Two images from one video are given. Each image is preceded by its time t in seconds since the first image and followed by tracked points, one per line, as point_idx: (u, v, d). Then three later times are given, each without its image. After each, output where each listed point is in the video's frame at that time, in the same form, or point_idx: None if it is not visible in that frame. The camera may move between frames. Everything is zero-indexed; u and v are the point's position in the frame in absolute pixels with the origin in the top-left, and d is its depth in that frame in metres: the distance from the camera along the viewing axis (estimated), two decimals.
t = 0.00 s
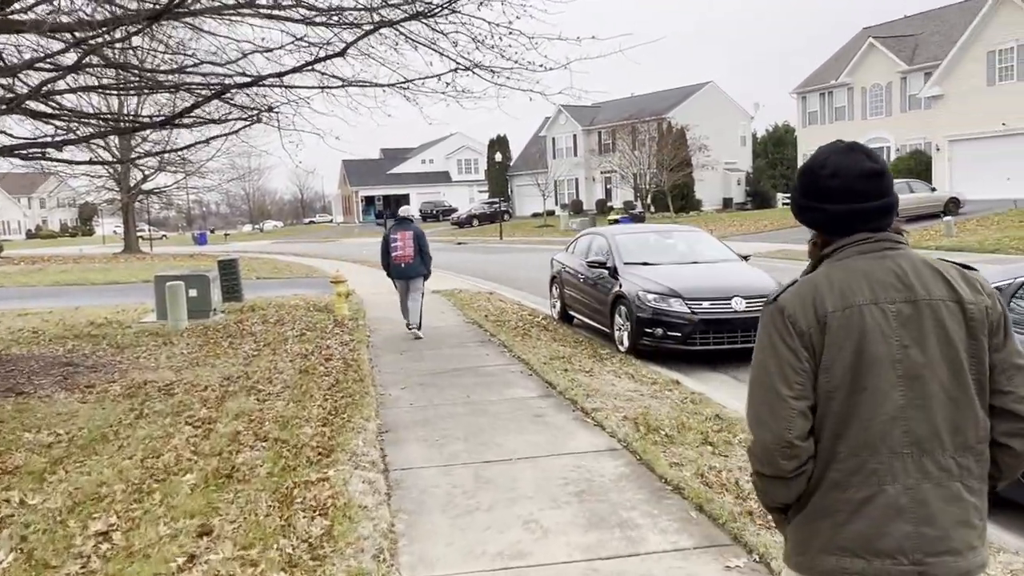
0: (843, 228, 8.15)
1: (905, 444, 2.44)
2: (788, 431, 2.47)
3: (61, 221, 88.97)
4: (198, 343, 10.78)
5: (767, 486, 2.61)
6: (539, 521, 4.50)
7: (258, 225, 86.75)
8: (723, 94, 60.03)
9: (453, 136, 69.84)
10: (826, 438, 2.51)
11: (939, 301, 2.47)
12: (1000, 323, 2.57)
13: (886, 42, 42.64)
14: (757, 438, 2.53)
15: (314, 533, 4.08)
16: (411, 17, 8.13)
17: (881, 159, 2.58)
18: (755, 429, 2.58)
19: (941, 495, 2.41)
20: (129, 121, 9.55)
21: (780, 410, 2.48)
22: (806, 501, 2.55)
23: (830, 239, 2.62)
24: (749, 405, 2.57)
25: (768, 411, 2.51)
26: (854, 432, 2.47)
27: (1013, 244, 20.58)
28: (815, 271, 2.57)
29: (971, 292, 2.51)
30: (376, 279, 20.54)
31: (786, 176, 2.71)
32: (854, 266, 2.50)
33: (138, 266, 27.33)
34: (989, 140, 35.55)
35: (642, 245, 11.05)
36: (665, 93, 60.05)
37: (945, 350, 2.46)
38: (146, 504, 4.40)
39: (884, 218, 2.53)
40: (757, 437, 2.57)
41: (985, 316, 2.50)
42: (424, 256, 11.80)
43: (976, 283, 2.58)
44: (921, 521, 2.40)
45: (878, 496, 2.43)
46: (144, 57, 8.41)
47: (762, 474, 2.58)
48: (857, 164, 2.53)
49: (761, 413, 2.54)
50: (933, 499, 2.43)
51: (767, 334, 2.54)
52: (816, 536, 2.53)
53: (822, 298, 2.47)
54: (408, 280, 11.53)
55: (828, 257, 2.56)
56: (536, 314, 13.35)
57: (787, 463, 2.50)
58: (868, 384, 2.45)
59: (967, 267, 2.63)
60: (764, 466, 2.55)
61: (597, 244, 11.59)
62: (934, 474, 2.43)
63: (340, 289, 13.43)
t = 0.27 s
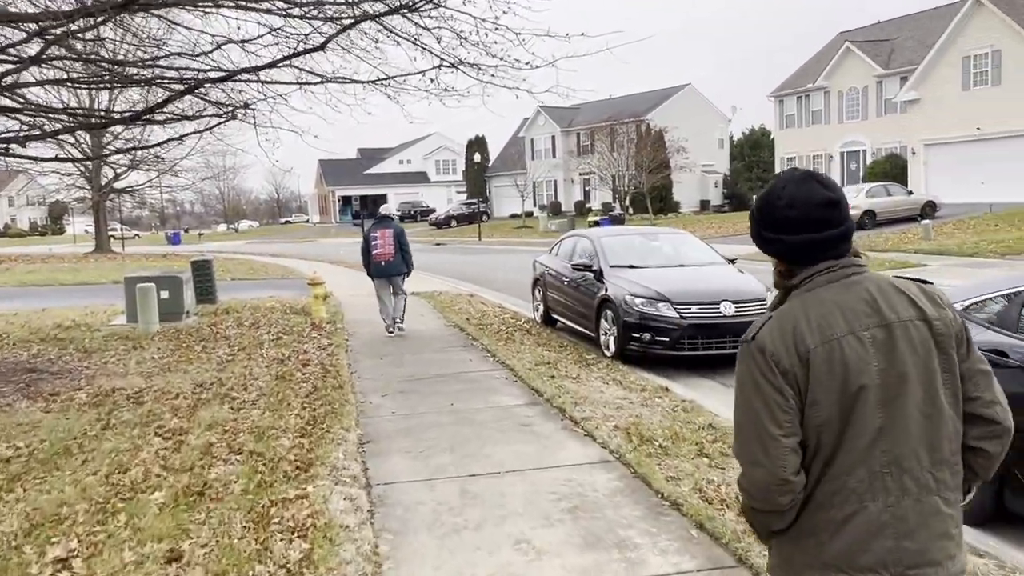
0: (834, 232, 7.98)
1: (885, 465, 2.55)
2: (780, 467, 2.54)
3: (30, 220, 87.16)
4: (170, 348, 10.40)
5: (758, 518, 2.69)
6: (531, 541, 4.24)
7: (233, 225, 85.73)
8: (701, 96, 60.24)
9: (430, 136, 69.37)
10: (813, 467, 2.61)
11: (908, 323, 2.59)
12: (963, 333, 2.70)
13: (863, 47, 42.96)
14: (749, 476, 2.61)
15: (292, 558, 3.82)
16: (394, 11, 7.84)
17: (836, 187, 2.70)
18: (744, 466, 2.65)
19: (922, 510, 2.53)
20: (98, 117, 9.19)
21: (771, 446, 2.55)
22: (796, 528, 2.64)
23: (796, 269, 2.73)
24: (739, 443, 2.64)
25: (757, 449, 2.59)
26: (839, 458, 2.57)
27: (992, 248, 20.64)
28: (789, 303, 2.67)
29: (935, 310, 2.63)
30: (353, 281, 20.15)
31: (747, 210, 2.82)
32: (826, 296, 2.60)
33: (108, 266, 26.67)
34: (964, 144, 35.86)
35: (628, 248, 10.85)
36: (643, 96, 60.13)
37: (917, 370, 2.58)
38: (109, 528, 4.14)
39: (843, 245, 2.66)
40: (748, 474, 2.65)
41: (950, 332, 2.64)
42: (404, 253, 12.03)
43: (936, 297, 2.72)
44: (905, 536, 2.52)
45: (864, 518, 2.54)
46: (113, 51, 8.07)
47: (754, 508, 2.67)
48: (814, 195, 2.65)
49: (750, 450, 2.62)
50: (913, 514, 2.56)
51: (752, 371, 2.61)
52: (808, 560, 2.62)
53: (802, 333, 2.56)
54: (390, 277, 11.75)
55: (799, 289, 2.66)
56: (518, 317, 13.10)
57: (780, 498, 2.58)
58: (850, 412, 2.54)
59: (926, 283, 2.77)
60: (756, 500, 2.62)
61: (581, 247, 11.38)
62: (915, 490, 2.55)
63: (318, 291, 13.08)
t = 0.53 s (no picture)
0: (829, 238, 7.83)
1: (853, 447, 2.68)
2: (758, 459, 2.64)
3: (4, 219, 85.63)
4: (145, 353, 10.08)
5: (739, 508, 2.79)
6: (526, 563, 4.03)
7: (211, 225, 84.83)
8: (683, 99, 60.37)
9: (412, 136, 68.94)
10: (787, 454, 2.72)
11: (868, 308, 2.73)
12: (917, 313, 2.86)
13: (844, 52, 43.15)
14: (729, 469, 2.70)
15: None
16: (380, 6, 7.59)
17: (790, 180, 2.81)
18: (723, 459, 2.75)
19: (890, 487, 2.67)
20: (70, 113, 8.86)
21: (748, 438, 2.65)
22: (775, 516, 2.75)
23: (759, 261, 2.85)
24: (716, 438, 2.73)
25: (734, 442, 2.68)
26: (812, 444, 2.69)
27: (975, 252, 20.67)
28: (755, 297, 2.77)
29: (891, 293, 2.78)
30: (335, 283, 19.81)
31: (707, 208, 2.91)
32: (792, 288, 2.71)
33: (82, 267, 26.10)
34: (944, 148, 36.06)
35: (616, 252, 10.66)
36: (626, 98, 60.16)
37: (879, 354, 2.72)
38: (73, 556, 3.90)
39: (799, 236, 2.78)
40: (728, 467, 2.74)
41: (905, 313, 2.79)
42: (389, 259, 11.88)
43: (888, 280, 2.87)
44: (877, 513, 2.66)
45: (838, 500, 2.66)
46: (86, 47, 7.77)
47: (734, 500, 2.76)
48: (771, 190, 2.76)
49: (728, 444, 2.71)
50: (882, 490, 2.71)
51: (725, 367, 2.70)
52: (789, 547, 2.73)
53: (772, 326, 2.66)
54: (374, 282, 11.63)
55: (765, 282, 2.76)
56: (503, 322, 12.87)
57: (760, 488, 2.68)
58: (821, 400, 2.66)
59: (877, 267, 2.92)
60: (736, 493, 2.72)
61: (568, 250, 11.20)
62: (884, 468, 2.69)
63: (298, 295, 12.75)
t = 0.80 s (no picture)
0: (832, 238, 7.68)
1: (864, 438, 2.71)
2: (775, 453, 2.64)
3: None
4: (128, 355, 9.80)
5: (753, 507, 2.76)
6: None
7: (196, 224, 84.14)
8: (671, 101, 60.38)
9: (399, 136, 68.65)
10: (801, 448, 2.72)
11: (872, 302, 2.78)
12: (916, 310, 2.92)
13: (831, 54, 43.24)
14: (744, 465, 2.68)
15: None
16: None
17: (790, 180, 2.87)
18: (736, 456, 2.72)
19: (900, 480, 2.71)
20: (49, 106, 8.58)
21: (764, 432, 2.64)
22: (789, 513, 2.73)
23: (763, 258, 2.87)
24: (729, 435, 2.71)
25: (749, 437, 2.67)
26: (826, 438, 2.70)
27: (965, 255, 20.62)
28: (763, 292, 2.78)
29: (892, 289, 2.84)
30: (321, 283, 19.56)
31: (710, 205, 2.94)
32: (802, 282, 2.73)
33: (64, 266, 25.66)
34: (930, 151, 36.14)
35: (611, 252, 10.49)
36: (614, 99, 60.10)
37: (885, 347, 2.75)
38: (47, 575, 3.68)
39: (802, 234, 2.83)
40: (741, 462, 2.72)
41: (906, 308, 2.85)
42: (380, 254, 12.03)
43: (886, 277, 2.93)
44: (889, 506, 2.68)
45: (853, 493, 2.67)
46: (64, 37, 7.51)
47: (748, 497, 2.74)
48: (775, 188, 2.80)
49: (744, 439, 2.69)
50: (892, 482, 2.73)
51: (738, 362, 2.70)
52: (804, 545, 2.71)
53: (783, 320, 2.68)
54: (365, 278, 11.75)
55: (772, 276, 2.78)
56: (495, 323, 12.67)
57: (776, 483, 2.66)
58: (833, 392, 2.68)
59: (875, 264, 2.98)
60: (751, 489, 2.70)
61: (562, 250, 11.02)
62: (892, 460, 2.72)
63: (285, 295, 12.49)
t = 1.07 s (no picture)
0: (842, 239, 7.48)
1: (888, 445, 2.67)
2: (801, 450, 2.58)
3: None
4: (113, 357, 9.47)
5: (770, 504, 2.69)
6: None
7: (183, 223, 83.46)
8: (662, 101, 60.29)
9: (388, 136, 68.19)
10: (825, 451, 2.66)
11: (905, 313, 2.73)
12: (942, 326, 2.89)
13: (822, 55, 43.16)
14: (768, 460, 2.61)
15: None
16: None
17: (834, 189, 2.81)
18: (759, 450, 2.66)
19: (920, 488, 2.67)
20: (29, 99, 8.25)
21: (791, 429, 2.58)
22: (808, 513, 2.67)
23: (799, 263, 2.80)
24: (754, 429, 2.64)
25: (775, 433, 2.60)
26: (850, 441, 2.65)
27: (960, 256, 20.51)
28: (797, 294, 2.72)
29: (924, 304, 2.80)
30: (311, 284, 19.19)
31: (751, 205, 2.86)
32: (840, 287, 2.67)
33: (48, 266, 25.19)
34: (921, 152, 36.13)
35: (611, 253, 10.26)
36: (604, 99, 59.95)
37: (913, 358, 2.72)
38: None
39: (843, 241, 2.76)
40: (764, 458, 2.65)
41: (935, 325, 2.81)
42: (371, 254, 12.17)
43: (916, 292, 2.89)
44: (908, 513, 2.64)
45: (874, 498, 2.63)
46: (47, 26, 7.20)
47: (768, 493, 2.67)
48: (819, 195, 2.74)
49: (768, 435, 2.63)
50: (910, 493, 2.70)
51: (768, 359, 2.63)
52: (820, 546, 2.65)
53: (818, 321, 2.62)
54: (356, 277, 11.95)
55: (807, 279, 2.72)
56: (491, 325, 12.41)
57: (800, 479, 2.60)
58: (861, 398, 2.63)
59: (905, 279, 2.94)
60: (772, 485, 2.63)
61: (561, 250, 10.77)
62: (915, 470, 2.68)
63: (275, 296, 12.18)
